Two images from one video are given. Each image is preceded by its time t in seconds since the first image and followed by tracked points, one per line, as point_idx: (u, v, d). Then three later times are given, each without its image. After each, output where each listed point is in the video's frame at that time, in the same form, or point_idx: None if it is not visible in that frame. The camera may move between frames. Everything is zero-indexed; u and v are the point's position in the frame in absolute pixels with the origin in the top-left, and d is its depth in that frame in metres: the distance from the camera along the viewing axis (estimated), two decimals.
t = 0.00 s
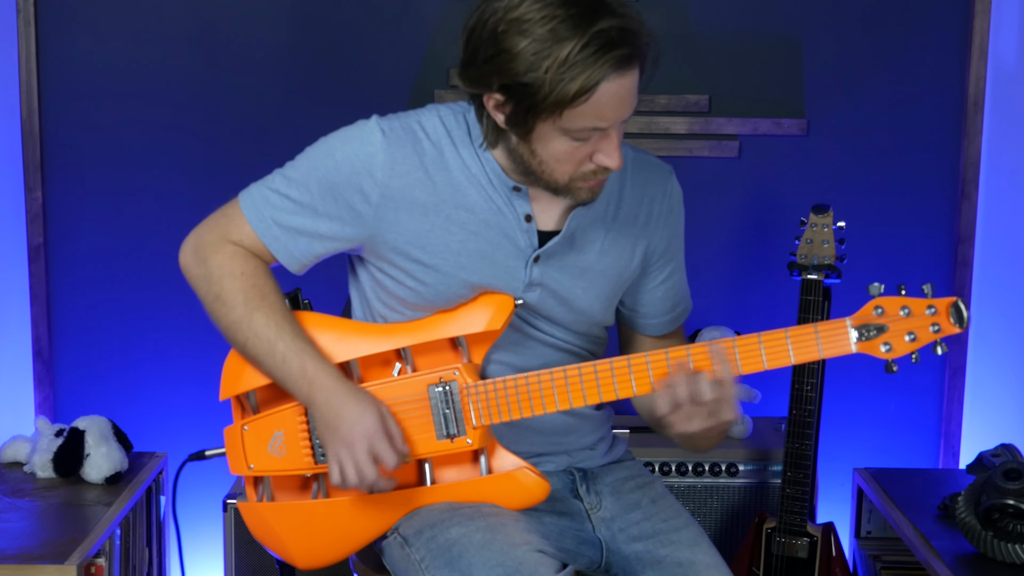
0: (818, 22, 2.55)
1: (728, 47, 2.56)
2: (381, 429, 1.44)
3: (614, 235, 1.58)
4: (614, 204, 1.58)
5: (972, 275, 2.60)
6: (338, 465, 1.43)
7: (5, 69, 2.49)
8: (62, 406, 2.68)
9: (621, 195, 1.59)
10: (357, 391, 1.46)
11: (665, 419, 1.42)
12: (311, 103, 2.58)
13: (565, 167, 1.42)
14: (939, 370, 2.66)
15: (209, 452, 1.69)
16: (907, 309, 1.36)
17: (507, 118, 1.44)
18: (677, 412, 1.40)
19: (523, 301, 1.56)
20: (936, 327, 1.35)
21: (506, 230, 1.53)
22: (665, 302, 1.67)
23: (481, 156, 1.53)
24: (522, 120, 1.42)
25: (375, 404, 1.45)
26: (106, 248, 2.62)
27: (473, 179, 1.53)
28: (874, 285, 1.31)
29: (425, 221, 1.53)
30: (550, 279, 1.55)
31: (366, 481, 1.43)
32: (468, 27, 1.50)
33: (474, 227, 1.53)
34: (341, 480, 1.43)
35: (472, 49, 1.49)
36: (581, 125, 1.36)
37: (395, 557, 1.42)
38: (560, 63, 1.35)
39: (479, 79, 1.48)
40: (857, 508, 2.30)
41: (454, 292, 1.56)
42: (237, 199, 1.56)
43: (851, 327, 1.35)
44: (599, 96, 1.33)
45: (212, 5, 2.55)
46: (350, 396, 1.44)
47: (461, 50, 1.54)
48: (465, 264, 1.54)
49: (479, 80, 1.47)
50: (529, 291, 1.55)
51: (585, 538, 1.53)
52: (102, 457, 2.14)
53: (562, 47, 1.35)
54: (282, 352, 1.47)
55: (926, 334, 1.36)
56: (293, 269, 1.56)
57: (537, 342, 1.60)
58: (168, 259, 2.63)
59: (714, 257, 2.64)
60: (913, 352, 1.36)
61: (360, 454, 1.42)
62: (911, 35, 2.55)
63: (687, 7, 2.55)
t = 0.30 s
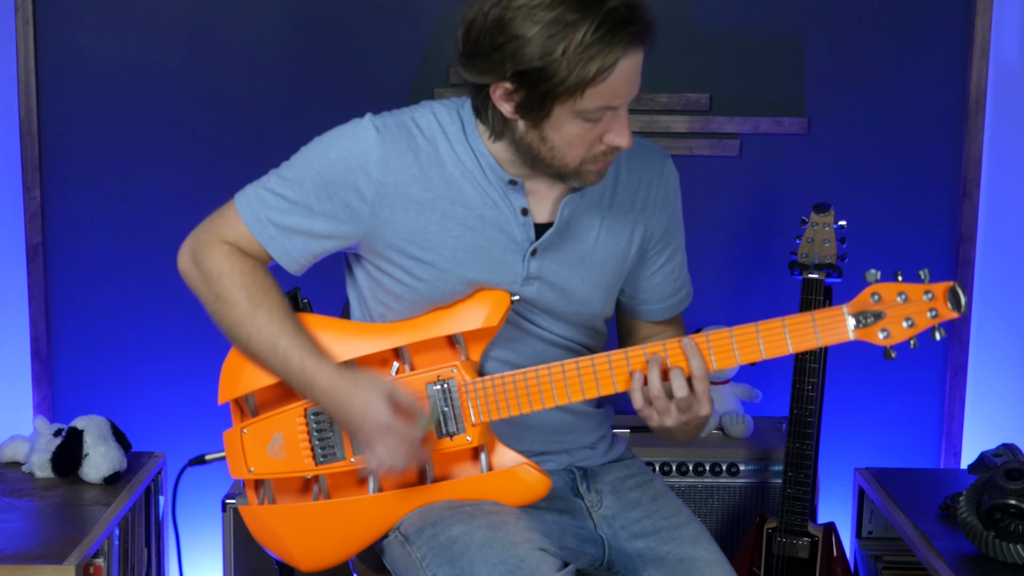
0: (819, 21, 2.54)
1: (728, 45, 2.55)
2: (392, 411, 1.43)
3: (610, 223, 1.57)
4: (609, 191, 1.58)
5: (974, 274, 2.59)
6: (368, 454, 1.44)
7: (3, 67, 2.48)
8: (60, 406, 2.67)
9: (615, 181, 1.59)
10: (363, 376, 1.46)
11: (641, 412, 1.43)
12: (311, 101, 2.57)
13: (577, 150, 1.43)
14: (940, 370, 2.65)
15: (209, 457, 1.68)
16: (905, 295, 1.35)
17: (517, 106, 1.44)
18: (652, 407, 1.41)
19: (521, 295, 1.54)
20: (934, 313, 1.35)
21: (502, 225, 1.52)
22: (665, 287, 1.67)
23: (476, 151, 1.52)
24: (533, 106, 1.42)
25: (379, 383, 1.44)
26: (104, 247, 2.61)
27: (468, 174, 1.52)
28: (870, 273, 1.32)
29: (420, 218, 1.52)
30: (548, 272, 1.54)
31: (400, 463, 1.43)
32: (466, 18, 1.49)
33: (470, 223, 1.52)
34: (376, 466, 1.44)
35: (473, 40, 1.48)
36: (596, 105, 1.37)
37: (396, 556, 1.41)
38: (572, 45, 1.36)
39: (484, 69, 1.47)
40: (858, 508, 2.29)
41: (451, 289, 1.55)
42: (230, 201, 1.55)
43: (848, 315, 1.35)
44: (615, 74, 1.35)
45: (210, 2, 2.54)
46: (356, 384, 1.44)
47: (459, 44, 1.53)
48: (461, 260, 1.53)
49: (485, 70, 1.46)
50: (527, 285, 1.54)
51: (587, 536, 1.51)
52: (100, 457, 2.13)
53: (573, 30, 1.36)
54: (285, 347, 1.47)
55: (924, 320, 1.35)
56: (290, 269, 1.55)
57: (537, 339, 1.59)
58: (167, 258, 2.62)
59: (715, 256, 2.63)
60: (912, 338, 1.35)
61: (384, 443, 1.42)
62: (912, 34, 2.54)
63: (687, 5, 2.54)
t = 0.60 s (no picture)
0: (821, 19, 2.53)
1: (729, 43, 2.54)
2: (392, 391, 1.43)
3: (608, 219, 1.56)
4: (606, 189, 1.57)
5: (976, 273, 2.58)
6: (371, 436, 1.43)
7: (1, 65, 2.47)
8: (58, 405, 2.67)
9: (613, 179, 1.58)
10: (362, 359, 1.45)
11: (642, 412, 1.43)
12: (310, 100, 2.56)
13: (579, 141, 1.43)
14: (942, 370, 2.64)
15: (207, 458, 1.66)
16: (905, 292, 1.35)
17: (520, 96, 1.44)
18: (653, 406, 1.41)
19: (520, 293, 1.54)
20: (934, 309, 1.34)
21: (499, 221, 1.51)
22: (660, 288, 1.66)
23: (473, 147, 1.52)
24: (537, 95, 1.42)
25: (378, 366, 1.44)
26: (103, 246, 2.60)
27: (466, 170, 1.52)
28: (868, 271, 1.33)
29: (418, 214, 1.51)
30: (545, 269, 1.53)
31: (403, 442, 1.43)
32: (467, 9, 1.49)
33: (467, 219, 1.52)
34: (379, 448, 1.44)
35: (475, 30, 1.47)
36: (600, 94, 1.38)
37: (397, 556, 1.40)
38: (577, 33, 1.36)
39: (486, 59, 1.46)
40: (860, 508, 2.28)
41: (449, 286, 1.54)
42: (229, 198, 1.54)
43: (847, 312, 1.35)
44: (621, 62, 1.36)
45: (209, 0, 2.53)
46: (356, 365, 1.44)
47: (460, 36, 1.53)
48: (459, 255, 1.52)
49: (488, 60, 1.46)
50: (524, 282, 1.53)
51: (587, 536, 1.50)
52: (99, 457, 2.12)
53: (578, 18, 1.36)
54: (286, 336, 1.47)
55: (924, 317, 1.35)
56: (289, 265, 1.54)
57: (536, 339, 1.59)
58: (166, 257, 2.61)
59: (715, 255, 2.62)
60: (911, 335, 1.35)
61: (385, 423, 1.42)
62: (914, 32, 2.53)
63: (688, 3, 2.53)
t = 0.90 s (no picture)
0: (821, 18, 2.52)
1: (730, 42, 2.53)
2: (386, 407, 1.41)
3: (606, 220, 1.56)
4: (604, 190, 1.56)
5: (978, 272, 2.57)
6: (345, 442, 1.40)
7: None
8: (57, 405, 2.66)
9: (611, 180, 1.57)
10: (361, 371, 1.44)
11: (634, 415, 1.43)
12: (309, 99, 2.55)
13: (586, 138, 1.43)
14: (944, 369, 2.64)
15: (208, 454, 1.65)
16: (906, 287, 1.31)
17: (529, 93, 1.44)
18: (644, 409, 1.41)
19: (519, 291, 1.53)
20: (936, 304, 1.30)
21: (499, 220, 1.51)
22: (649, 293, 1.64)
23: (474, 145, 1.51)
24: (546, 91, 1.41)
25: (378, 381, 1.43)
26: (102, 246, 2.60)
27: (466, 169, 1.51)
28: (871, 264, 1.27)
29: (418, 213, 1.50)
30: (544, 268, 1.52)
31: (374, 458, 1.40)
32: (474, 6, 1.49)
33: (467, 217, 1.51)
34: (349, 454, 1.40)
35: (483, 26, 1.47)
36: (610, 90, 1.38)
37: (395, 552, 1.40)
38: (588, 29, 1.36)
39: (494, 55, 1.46)
40: (861, 508, 2.27)
41: (449, 284, 1.53)
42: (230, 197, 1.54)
43: (848, 307, 1.31)
44: (630, 59, 1.36)
45: None
46: (354, 377, 1.42)
47: (464, 33, 1.52)
48: (458, 254, 1.52)
49: (496, 56, 1.46)
50: (524, 281, 1.52)
51: (582, 538, 1.51)
52: (98, 456, 2.12)
53: (589, 15, 1.37)
54: (283, 336, 1.45)
55: (925, 312, 1.31)
56: (288, 264, 1.54)
57: (534, 336, 1.58)
58: (165, 256, 2.60)
59: (716, 255, 2.62)
60: (913, 330, 1.31)
61: (365, 430, 1.39)
62: (915, 30, 2.53)
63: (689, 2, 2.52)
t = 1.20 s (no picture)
0: (823, 16, 2.52)
1: (731, 40, 2.52)
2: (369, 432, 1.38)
3: (604, 214, 1.56)
4: (602, 183, 1.56)
5: (979, 272, 2.56)
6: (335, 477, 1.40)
7: None
8: (56, 405, 2.65)
9: (609, 175, 1.57)
10: (347, 394, 1.42)
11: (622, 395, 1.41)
12: (309, 97, 2.55)
13: (592, 109, 1.43)
14: (945, 369, 2.63)
15: (209, 458, 1.64)
16: (898, 269, 1.33)
17: (534, 65, 1.45)
18: (633, 388, 1.39)
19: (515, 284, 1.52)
20: (930, 286, 1.32)
21: (496, 212, 1.50)
22: (649, 290, 1.64)
23: (471, 137, 1.51)
24: (550, 61, 1.42)
25: (361, 403, 1.40)
26: (100, 245, 2.59)
27: (463, 161, 1.50)
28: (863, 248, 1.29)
29: (415, 206, 1.50)
30: (541, 261, 1.52)
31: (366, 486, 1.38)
32: None
33: (464, 210, 1.50)
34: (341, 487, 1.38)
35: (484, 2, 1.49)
36: (613, 56, 1.39)
37: (395, 547, 1.39)
38: None
39: (495, 29, 1.48)
40: (862, 508, 2.26)
41: (447, 279, 1.52)
42: (230, 200, 1.53)
43: (842, 290, 1.33)
44: (632, 23, 1.38)
45: None
46: (339, 399, 1.40)
47: (463, 18, 1.54)
48: (456, 248, 1.50)
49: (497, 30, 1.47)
50: (520, 274, 1.51)
51: (584, 535, 1.50)
52: (96, 456, 2.11)
53: None
54: (272, 356, 1.44)
55: (919, 293, 1.33)
56: (291, 266, 1.52)
57: (531, 331, 1.57)
58: (165, 255, 2.59)
59: (717, 254, 2.61)
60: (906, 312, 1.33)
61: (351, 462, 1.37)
62: (916, 28, 2.52)
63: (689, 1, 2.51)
